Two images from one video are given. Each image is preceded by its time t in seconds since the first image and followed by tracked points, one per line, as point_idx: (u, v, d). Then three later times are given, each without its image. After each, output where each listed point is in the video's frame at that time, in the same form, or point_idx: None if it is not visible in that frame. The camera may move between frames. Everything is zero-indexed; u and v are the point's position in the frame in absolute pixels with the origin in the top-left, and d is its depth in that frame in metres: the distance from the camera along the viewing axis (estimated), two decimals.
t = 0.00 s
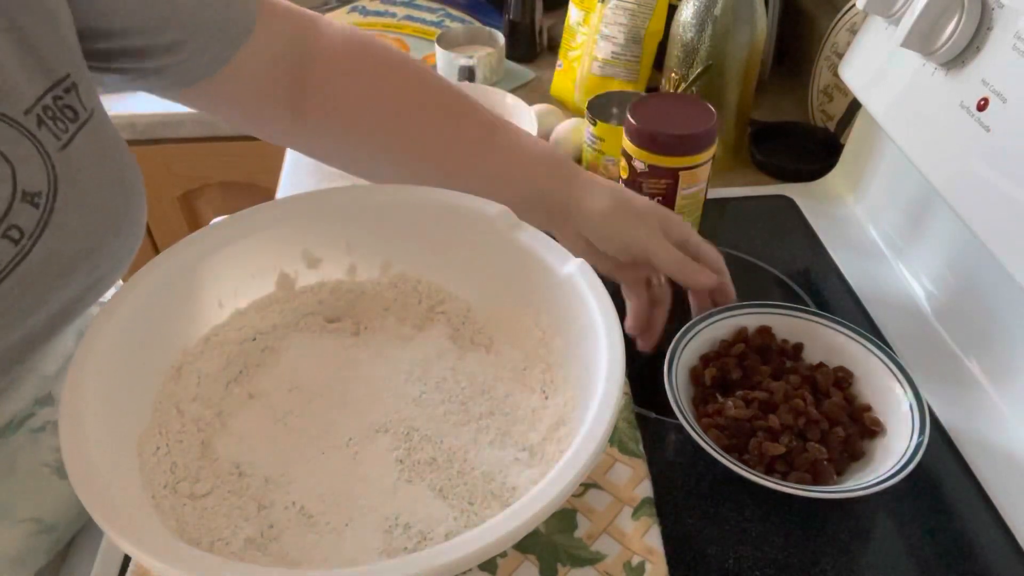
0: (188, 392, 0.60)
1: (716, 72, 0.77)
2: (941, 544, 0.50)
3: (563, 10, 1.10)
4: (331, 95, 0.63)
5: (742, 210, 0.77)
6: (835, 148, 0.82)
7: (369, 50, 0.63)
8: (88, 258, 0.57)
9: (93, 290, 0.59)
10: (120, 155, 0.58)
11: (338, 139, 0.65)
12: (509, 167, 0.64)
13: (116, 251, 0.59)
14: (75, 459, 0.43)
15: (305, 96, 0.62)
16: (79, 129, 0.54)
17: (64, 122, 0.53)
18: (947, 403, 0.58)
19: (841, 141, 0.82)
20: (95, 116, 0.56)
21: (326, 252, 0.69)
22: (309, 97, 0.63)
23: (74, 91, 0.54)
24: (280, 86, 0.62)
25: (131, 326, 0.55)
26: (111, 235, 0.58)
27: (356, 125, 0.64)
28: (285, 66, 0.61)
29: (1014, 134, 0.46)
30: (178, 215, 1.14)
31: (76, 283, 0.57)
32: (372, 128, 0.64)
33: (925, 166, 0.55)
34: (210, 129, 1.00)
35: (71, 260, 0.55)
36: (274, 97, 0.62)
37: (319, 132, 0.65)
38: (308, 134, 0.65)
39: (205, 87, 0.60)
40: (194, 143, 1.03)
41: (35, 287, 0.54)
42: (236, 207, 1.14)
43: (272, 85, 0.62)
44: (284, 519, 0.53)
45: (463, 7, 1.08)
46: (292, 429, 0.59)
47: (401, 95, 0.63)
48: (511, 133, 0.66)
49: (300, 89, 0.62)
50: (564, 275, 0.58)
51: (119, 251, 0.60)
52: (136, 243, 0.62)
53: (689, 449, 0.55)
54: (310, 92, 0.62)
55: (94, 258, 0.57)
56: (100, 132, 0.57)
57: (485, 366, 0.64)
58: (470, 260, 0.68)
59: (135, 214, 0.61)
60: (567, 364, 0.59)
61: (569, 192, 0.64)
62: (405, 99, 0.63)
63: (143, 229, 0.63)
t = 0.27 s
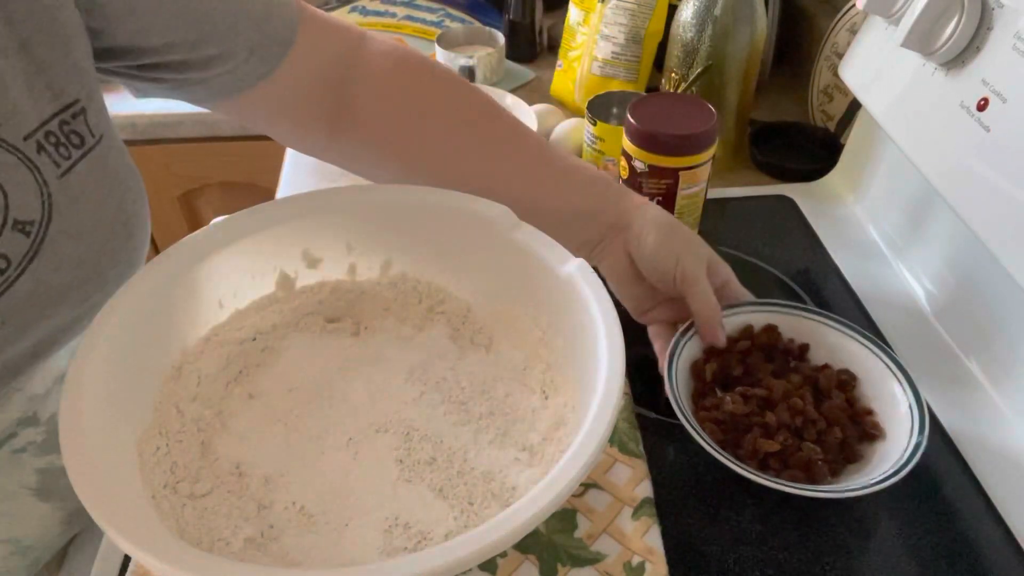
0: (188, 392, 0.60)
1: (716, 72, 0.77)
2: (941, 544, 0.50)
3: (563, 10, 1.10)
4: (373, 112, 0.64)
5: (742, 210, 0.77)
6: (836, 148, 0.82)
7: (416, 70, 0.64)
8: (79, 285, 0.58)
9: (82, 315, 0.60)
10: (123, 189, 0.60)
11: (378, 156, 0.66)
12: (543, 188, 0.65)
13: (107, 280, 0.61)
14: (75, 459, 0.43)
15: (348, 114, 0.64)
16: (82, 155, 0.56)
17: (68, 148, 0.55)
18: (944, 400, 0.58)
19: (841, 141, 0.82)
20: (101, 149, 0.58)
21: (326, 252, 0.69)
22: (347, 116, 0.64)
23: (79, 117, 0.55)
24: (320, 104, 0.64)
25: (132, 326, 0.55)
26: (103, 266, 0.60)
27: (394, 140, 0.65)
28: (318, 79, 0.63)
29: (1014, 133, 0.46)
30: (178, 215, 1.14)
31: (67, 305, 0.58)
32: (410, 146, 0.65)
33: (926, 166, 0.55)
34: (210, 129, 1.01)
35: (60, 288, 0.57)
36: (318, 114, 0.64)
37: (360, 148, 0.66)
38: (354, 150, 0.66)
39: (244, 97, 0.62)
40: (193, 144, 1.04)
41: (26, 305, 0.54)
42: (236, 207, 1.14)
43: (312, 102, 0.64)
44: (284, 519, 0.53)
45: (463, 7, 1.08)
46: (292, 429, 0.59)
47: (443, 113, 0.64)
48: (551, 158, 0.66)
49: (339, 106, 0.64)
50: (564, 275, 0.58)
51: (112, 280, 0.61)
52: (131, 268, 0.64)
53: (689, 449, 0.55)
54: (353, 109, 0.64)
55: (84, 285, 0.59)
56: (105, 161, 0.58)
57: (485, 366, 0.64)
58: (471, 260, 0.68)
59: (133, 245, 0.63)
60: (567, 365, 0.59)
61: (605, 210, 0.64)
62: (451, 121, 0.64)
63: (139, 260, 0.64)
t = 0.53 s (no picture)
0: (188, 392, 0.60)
1: (716, 72, 0.77)
2: (941, 545, 0.50)
3: (563, 10, 1.10)
4: (326, 97, 0.61)
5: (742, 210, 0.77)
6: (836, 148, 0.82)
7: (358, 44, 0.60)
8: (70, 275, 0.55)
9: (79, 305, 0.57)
10: (116, 176, 0.57)
11: (352, 133, 0.62)
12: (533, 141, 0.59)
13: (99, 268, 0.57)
14: (74, 460, 0.43)
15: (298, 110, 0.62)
16: (71, 138, 0.52)
17: (54, 131, 0.51)
18: (942, 401, 0.58)
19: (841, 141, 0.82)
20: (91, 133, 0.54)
21: (326, 251, 0.69)
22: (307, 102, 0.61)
23: (68, 98, 0.52)
24: (270, 93, 0.61)
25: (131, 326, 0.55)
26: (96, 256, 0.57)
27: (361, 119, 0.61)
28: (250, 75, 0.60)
29: (1014, 134, 0.46)
30: (178, 215, 1.14)
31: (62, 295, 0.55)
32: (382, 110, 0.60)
33: (926, 165, 0.55)
34: (209, 129, 1.00)
35: (53, 278, 0.53)
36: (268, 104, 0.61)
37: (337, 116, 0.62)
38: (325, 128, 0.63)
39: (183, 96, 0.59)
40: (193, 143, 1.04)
41: (18, 294, 0.52)
42: (237, 207, 1.14)
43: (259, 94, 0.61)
44: (283, 520, 0.53)
45: (463, 7, 1.08)
46: (291, 429, 0.59)
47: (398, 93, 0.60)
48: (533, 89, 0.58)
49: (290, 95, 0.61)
50: (564, 275, 0.58)
51: (106, 268, 0.58)
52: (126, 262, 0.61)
53: (690, 449, 0.55)
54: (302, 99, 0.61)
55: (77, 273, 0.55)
56: (95, 145, 0.54)
57: (485, 366, 0.64)
58: (471, 260, 0.68)
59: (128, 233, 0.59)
60: (567, 364, 0.60)
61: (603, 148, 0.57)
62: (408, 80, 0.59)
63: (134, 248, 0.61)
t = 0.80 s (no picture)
0: (188, 391, 0.60)
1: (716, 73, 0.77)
2: (941, 544, 0.50)
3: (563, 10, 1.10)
4: (208, 71, 0.66)
5: (742, 210, 0.77)
6: (835, 148, 0.82)
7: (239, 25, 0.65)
8: (55, 246, 0.54)
9: (71, 278, 0.56)
10: (83, 138, 0.56)
11: (285, 79, 0.66)
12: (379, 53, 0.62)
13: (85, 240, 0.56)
14: (75, 459, 0.43)
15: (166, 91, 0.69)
16: (42, 109, 0.53)
17: (25, 102, 0.52)
18: (943, 400, 0.58)
19: (841, 141, 0.82)
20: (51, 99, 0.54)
21: (326, 252, 0.69)
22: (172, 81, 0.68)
23: (34, 71, 0.53)
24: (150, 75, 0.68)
25: (130, 326, 0.55)
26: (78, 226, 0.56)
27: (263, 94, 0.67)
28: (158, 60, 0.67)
29: (1014, 133, 0.46)
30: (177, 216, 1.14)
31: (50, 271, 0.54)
32: (239, 79, 0.66)
33: (926, 166, 0.55)
34: (209, 129, 1.00)
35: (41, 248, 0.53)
36: (157, 89, 0.69)
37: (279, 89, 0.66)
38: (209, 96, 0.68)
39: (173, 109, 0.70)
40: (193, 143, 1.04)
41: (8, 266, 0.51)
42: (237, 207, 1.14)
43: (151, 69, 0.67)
44: (284, 519, 0.53)
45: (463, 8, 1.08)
46: (291, 428, 0.59)
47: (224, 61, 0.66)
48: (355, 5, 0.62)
49: (173, 79, 0.68)
50: (563, 275, 0.58)
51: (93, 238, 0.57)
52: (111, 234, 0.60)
53: (689, 449, 0.55)
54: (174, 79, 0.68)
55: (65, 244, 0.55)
56: (66, 113, 0.55)
57: (486, 366, 0.64)
58: (470, 260, 0.68)
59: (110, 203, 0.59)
60: (567, 364, 0.60)
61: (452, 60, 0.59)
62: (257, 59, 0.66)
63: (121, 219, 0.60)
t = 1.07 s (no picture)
0: (188, 392, 0.60)
1: (716, 72, 0.77)
2: (941, 544, 0.50)
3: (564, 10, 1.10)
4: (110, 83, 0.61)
5: (742, 210, 0.77)
6: (836, 148, 0.82)
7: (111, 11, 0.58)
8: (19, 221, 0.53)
9: (39, 249, 0.56)
10: (34, 107, 0.54)
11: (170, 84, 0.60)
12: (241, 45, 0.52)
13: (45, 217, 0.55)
14: (73, 460, 0.43)
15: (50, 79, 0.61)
16: None
17: None
18: (943, 400, 0.58)
19: (841, 141, 0.82)
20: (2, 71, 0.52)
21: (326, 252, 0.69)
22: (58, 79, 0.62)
23: None
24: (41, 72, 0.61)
25: (130, 326, 0.56)
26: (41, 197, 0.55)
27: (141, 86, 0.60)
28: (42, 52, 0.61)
29: (1014, 134, 0.46)
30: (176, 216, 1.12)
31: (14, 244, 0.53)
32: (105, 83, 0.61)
33: (925, 165, 0.55)
34: (209, 129, 1.00)
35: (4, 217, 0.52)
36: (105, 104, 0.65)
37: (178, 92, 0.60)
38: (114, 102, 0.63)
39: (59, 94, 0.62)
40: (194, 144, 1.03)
41: None
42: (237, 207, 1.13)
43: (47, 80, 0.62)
44: (284, 520, 0.53)
45: (463, 7, 1.08)
46: (291, 428, 0.59)
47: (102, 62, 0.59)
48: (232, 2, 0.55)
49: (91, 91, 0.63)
50: (563, 275, 0.58)
51: (54, 213, 0.56)
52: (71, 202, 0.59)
53: (689, 449, 0.55)
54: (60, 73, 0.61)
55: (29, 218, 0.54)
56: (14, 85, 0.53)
57: (486, 366, 0.64)
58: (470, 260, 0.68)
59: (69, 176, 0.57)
60: (567, 364, 0.60)
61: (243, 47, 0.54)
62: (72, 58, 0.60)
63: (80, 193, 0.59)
